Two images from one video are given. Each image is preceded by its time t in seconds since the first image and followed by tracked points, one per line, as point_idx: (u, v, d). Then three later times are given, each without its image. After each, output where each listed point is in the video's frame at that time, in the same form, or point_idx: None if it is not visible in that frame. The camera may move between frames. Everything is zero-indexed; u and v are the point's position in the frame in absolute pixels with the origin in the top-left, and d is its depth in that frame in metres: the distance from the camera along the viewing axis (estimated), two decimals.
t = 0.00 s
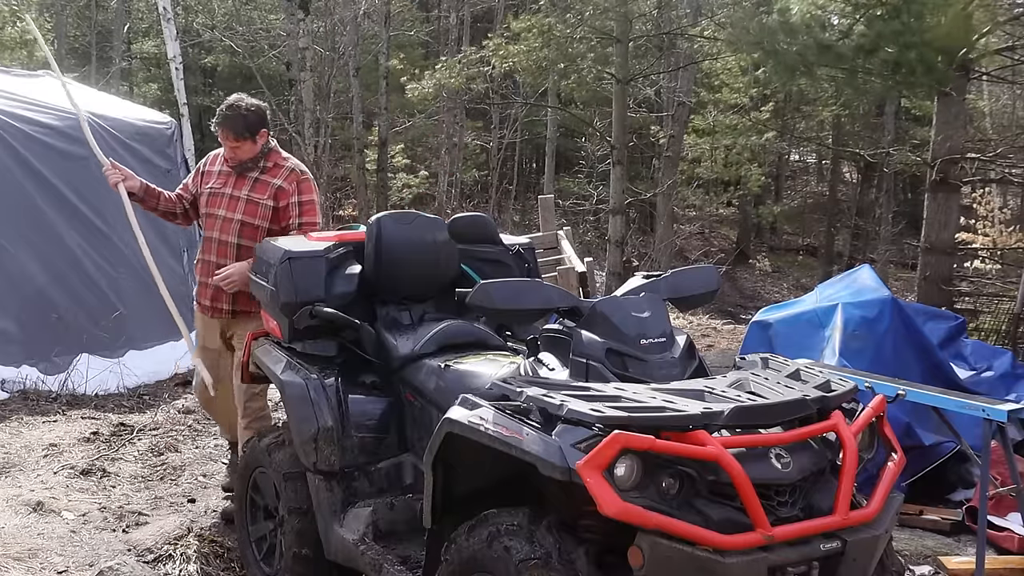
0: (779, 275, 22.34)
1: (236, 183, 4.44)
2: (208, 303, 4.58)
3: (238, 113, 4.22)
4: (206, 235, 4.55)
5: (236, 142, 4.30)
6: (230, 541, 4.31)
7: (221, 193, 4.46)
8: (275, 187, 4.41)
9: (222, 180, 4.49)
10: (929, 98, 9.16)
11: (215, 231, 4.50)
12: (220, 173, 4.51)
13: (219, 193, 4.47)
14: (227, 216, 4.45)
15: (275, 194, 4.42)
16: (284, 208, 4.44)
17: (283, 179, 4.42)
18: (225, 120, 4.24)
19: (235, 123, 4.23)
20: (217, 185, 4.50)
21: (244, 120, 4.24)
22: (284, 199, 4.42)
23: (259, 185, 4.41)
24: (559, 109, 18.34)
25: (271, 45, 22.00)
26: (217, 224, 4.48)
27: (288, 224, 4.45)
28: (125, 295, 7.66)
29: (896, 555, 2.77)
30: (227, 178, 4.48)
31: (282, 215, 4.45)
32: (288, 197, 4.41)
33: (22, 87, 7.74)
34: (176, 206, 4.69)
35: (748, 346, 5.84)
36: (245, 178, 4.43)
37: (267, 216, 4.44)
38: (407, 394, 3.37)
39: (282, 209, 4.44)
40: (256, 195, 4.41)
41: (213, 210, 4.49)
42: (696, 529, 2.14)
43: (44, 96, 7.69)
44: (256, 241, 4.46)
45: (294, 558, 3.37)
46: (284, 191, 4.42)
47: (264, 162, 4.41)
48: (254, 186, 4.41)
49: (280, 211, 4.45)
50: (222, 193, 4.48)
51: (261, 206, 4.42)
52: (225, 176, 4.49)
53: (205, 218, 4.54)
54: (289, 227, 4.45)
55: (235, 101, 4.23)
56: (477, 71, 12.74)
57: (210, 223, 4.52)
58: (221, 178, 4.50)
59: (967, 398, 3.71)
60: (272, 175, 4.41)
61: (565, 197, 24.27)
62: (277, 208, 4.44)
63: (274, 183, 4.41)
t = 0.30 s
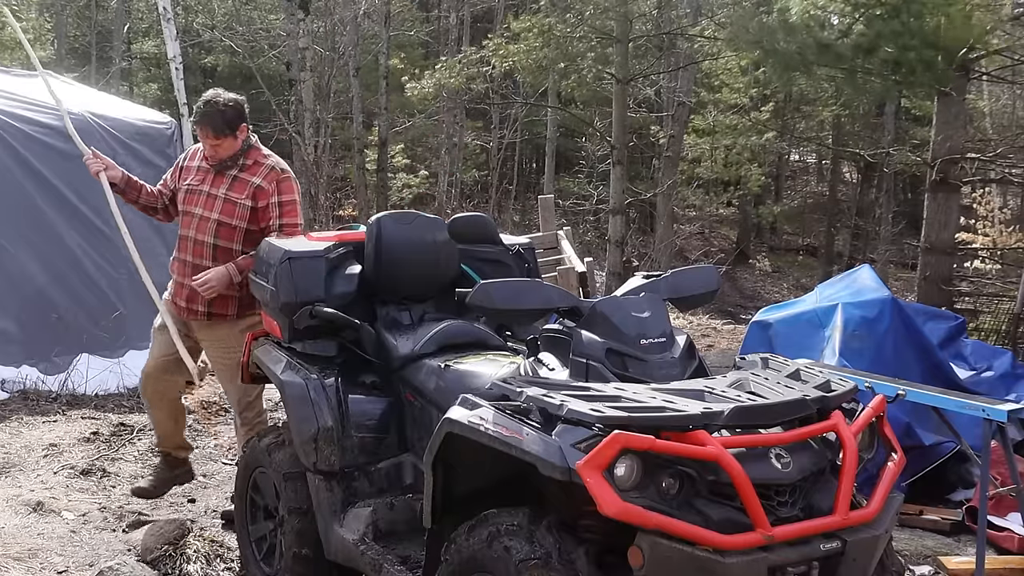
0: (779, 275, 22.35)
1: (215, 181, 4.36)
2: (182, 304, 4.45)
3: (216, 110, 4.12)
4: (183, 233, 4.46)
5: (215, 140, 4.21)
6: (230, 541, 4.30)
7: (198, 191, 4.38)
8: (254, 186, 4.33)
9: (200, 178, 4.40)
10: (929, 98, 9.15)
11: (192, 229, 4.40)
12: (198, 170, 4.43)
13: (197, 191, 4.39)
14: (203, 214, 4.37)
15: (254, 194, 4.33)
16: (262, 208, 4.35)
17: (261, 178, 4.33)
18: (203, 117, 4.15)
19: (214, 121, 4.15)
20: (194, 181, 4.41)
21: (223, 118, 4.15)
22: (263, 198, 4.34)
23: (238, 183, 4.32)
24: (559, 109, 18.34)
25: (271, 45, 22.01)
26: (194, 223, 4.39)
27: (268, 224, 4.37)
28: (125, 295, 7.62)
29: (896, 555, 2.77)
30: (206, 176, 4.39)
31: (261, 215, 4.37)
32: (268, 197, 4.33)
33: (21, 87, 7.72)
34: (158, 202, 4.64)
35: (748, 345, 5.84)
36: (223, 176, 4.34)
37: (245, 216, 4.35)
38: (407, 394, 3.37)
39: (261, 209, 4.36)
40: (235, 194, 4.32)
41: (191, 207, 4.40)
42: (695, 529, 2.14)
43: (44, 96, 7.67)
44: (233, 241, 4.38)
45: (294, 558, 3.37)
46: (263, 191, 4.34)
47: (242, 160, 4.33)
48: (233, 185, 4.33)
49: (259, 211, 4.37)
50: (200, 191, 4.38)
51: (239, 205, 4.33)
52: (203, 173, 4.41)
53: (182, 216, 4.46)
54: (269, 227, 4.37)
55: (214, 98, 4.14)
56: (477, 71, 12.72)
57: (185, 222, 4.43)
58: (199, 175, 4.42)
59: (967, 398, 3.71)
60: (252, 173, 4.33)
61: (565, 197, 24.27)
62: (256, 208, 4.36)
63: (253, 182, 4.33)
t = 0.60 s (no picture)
0: (779, 275, 22.35)
1: (174, 192, 4.03)
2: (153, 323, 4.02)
3: (173, 116, 3.84)
4: (143, 250, 4.07)
5: (176, 147, 3.91)
6: (230, 541, 4.31)
7: (157, 204, 4.02)
8: (219, 193, 4.05)
9: (155, 190, 4.05)
10: (929, 97, 9.16)
11: (156, 244, 4.03)
12: (152, 182, 4.07)
13: (154, 204, 4.03)
14: (167, 227, 4.02)
15: (220, 201, 4.06)
16: (230, 214, 4.08)
17: (225, 184, 4.07)
18: (163, 124, 3.85)
19: (174, 127, 3.86)
20: (150, 194, 4.05)
21: (183, 123, 3.87)
22: (229, 205, 4.07)
23: (200, 191, 4.03)
24: (559, 109, 18.34)
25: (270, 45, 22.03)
26: (157, 238, 4.03)
27: (238, 231, 4.10)
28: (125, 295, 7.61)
29: (896, 555, 2.77)
30: (162, 188, 4.04)
31: (230, 222, 4.09)
32: (235, 203, 4.07)
33: (22, 87, 7.75)
34: (111, 217, 4.14)
35: (749, 345, 5.84)
36: (183, 185, 4.03)
37: (212, 224, 4.06)
38: (408, 394, 3.37)
39: (229, 216, 4.08)
40: (200, 202, 4.02)
41: (151, 222, 4.03)
42: (695, 529, 2.14)
43: (44, 96, 7.70)
44: (202, 252, 4.06)
45: (294, 558, 3.36)
46: (229, 197, 4.07)
47: (200, 167, 4.04)
48: (195, 194, 4.02)
49: (225, 218, 4.09)
50: (158, 204, 4.03)
51: (205, 213, 4.03)
52: (158, 184, 4.06)
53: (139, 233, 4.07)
54: (239, 234, 4.10)
55: (170, 104, 3.86)
56: (477, 72, 12.70)
57: (146, 237, 4.05)
58: (154, 187, 4.06)
59: (967, 398, 3.71)
60: (214, 179, 4.05)
61: (565, 197, 24.27)
62: (223, 215, 4.08)
63: (217, 189, 4.05)
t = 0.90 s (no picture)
0: (779, 275, 22.35)
1: (117, 184, 3.68)
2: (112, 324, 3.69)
3: (110, 98, 3.50)
4: (92, 250, 3.68)
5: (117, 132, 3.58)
6: (230, 541, 4.30)
7: (101, 198, 3.66)
8: (166, 177, 3.75)
9: (93, 184, 3.68)
10: (929, 97, 9.16)
11: (106, 240, 3.67)
12: (87, 176, 3.69)
13: (97, 199, 3.66)
14: (116, 221, 3.67)
15: (169, 185, 3.76)
16: (182, 198, 3.80)
17: (170, 167, 3.77)
18: (102, 108, 3.50)
19: (112, 110, 3.52)
20: (90, 188, 3.67)
21: (121, 105, 3.54)
22: (180, 188, 3.78)
23: (147, 178, 3.71)
24: (559, 109, 18.34)
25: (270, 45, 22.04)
26: (108, 234, 3.67)
27: (193, 215, 3.83)
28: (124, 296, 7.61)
29: (897, 555, 2.77)
30: (101, 180, 3.68)
31: (183, 206, 3.81)
32: (186, 185, 3.79)
33: (22, 87, 7.75)
34: (46, 222, 3.70)
35: (748, 345, 5.85)
36: (125, 175, 3.69)
37: (165, 211, 3.76)
38: (407, 394, 3.37)
39: (181, 199, 3.80)
40: (149, 188, 3.71)
41: (96, 218, 3.66)
42: (695, 529, 2.14)
43: (44, 96, 7.69)
44: (158, 242, 3.75)
45: (294, 558, 3.36)
46: (178, 180, 3.78)
47: (140, 153, 3.72)
48: (142, 181, 3.70)
49: (178, 203, 3.80)
50: (101, 197, 3.67)
51: (157, 200, 3.72)
52: (96, 178, 3.68)
53: (85, 233, 3.68)
54: (195, 218, 3.84)
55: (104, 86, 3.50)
56: (478, 72, 12.69)
57: (94, 236, 3.67)
58: (93, 180, 3.68)
59: (967, 398, 3.71)
60: (157, 164, 3.74)
61: (565, 197, 24.28)
62: (174, 200, 3.79)
63: (163, 174, 3.75)
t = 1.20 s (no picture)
0: (779, 275, 22.35)
1: (90, 180, 3.64)
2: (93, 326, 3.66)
3: (85, 83, 3.46)
4: (67, 250, 3.64)
5: (90, 121, 3.55)
6: (230, 541, 4.30)
7: (75, 194, 3.62)
8: (140, 171, 3.73)
9: (65, 181, 3.62)
10: (929, 97, 9.15)
11: (84, 239, 3.63)
12: (57, 172, 3.62)
13: (71, 196, 3.62)
14: (93, 218, 3.64)
15: (145, 179, 3.74)
16: (158, 192, 3.79)
17: (144, 161, 3.74)
18: (79, 93, 3.47)
19: (88, 99, 3.50)
20: (62, 185, 3.61)
21: (96, 91, 3.51)
22: (155, 182, 3.78)
23: (121, 172, 3.69)
24: (560, 109, 18.33)
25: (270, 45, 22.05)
26: (86, 231, 3.63)
27: (169, 209, 3.83)
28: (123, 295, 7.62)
29: (897, 555, 2.77)
30: (74, 175, 3.62)
31: (159, 199, 3.81)
32: (161, 178, 3.78)
33: (22, 87, 7.74)
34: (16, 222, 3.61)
35: (748, 345, 5.85)
36: (99, 169, 3.65)
37: (142, 206, 3.75)
38: (408, 393, 3.37)
39: (157, 193, 3.79)
40: (124, 183, 3.69)
41: (72, 216, 3.62)
42: (695, 529, 2.14)
43: (44, 96, 7.67)
44: (136, 239, 3.73)
45: (294, 558, 3.37)
46: (153, 174, 3.77)
47: (112, 146, 3.68)
48: (116, 175, 3.68)
49: (153, 197, 3.79)
50: (77, 194, 3.62)
51: (133, 195, 3.71)
52: (67, 173, 3.62)
53: (60, 232, 3.63)
54: (171, 212, 3.84)
55: (80, 71, 3.45)
56: (478, 73, 12.67)
57: (70, 234, 3.63)
58: (64, 177, 3.62)
59: (967, 398, 3.71)
60: (131, 157, 3.71)
61: (565, 197, 24.27)
62: (150, 195, 3.78)
63: (137, 167, 3.72)
